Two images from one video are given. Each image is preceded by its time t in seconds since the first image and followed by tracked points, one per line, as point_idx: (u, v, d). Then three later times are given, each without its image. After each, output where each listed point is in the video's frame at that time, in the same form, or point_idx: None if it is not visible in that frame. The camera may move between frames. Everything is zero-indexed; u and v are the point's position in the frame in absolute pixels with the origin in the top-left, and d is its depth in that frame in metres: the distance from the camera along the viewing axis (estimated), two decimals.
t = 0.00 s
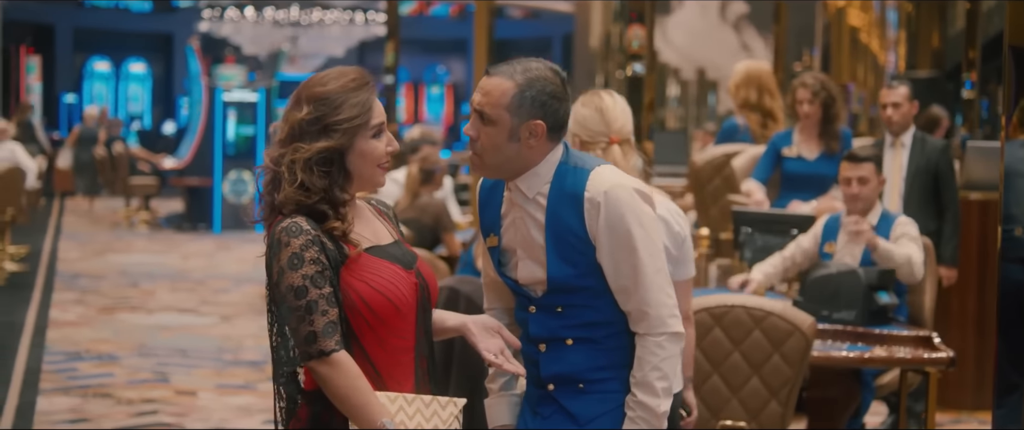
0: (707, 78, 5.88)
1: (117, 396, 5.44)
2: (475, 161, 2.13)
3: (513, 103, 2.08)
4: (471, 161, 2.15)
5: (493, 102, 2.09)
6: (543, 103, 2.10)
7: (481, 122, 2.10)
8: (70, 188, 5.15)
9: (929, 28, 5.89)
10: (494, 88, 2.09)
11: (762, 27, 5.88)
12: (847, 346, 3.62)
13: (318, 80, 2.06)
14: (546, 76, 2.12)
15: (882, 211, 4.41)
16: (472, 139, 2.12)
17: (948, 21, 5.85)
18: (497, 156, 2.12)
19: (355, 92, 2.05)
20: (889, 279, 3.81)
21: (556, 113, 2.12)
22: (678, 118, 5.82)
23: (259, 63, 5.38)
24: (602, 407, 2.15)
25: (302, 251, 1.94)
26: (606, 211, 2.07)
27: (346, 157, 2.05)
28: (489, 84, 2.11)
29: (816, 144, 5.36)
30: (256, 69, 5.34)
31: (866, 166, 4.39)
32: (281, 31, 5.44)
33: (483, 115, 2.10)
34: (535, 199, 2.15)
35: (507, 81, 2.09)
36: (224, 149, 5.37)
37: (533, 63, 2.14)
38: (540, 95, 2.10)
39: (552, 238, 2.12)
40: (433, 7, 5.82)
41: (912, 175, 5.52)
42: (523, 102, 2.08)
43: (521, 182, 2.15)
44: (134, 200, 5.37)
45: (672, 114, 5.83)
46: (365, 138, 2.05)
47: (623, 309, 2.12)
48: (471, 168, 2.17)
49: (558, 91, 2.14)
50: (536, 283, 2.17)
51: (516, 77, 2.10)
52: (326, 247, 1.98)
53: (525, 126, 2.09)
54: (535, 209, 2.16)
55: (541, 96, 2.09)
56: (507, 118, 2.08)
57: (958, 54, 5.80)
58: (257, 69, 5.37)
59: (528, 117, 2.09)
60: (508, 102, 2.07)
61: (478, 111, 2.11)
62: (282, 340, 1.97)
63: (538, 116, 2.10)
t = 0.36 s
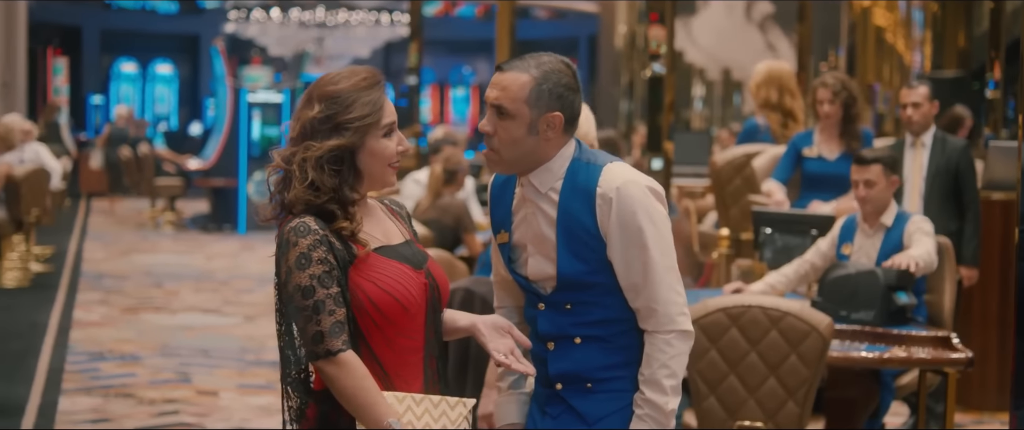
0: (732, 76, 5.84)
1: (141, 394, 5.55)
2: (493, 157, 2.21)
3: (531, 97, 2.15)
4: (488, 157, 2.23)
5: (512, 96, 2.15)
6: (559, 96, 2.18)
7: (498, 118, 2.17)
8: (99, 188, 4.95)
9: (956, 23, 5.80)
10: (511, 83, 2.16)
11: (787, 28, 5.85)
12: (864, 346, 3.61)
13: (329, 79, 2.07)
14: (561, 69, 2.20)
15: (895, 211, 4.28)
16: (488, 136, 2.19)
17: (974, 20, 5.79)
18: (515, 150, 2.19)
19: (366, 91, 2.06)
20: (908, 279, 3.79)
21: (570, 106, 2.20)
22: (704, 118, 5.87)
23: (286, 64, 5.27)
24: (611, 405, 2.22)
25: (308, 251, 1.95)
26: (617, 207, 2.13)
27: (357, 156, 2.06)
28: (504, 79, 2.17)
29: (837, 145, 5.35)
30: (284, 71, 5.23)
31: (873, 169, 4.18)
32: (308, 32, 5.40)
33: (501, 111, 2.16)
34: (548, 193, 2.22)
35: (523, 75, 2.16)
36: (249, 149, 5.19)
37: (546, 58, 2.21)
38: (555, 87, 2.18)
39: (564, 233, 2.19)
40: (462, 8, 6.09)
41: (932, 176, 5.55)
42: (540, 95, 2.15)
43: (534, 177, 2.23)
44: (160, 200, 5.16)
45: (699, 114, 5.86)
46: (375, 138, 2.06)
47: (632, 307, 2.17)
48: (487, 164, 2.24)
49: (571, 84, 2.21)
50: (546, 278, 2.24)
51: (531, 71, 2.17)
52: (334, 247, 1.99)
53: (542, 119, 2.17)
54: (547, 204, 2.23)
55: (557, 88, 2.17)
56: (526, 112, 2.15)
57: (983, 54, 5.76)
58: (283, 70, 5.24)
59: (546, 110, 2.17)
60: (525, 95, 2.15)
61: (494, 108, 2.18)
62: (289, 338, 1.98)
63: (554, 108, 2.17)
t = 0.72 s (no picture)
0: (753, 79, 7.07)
1: (159, 396, 5.55)
2: (506, 155, 2.15)
3: (530, 92, 2.09)
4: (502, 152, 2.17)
5: (512, 93, 2.10)
6: (559, 87, 2.10)
7: (505, 115, 2.12)
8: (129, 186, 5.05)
9: (977, 24, 6.23)
10: (511, 80, 2.11)
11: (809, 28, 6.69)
12: (879, 347, 3.60)
13: (339, 80, 2.06)
14: (563, 62, 2.13)
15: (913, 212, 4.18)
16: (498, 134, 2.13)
17: (996, 22, 6.16)
18: (524, 145, 2.13)
19: (377, 91, 2.04)
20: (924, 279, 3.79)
21: (580, 96, 2.14)
22: (725, 118, 7.06)
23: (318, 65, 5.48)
24: (618, 405, 2.15)
25: (319, 252, 1.94)
26: (630, 201, 2.08)
27: (369, 155, 2.03)
28: (508, 77, 2.12)
29: (854, 145, 5.32)
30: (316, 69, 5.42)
31: (875, 171, 4.13)
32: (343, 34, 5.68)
33: (505, 109, 2.11)
34: (561, 186, 2.18)
35: (521, 71, 2.11)
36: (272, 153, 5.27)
37: (549, 51, 2.15)
38: (555, 80, 2.11)
39: (576, 229, 2.14)
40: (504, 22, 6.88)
41: (950, 174, 5.38)
42: (539, 89, 2.09)
43: (548, 171, 2.18)
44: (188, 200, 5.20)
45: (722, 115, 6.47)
46: (387, 137, 2.04)
47: (640, 303, 2.12)
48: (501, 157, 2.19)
49: (573, 74, 2.13)
50: (555, 273, 2.18)
51: (530, 66, 2.11)
52: (345, 249, 1.97)
53: (546, 112, 2.11)
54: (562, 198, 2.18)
55: (557, 80, 2.10)
56: (528, 109, 2.10)
57: (1004, 57, 6.10)
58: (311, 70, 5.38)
59: (547, 104, 2.10)
60: (525, 91, 2.09)
61: (500, 105, 2.13)
62: (299, 339, 1.98)
63: (557, 101, 2.11)
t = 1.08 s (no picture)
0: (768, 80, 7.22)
1: (172, 398, 5.56)
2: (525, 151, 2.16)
3: (541, 86, 2.08)
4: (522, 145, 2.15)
5: (522, 88, 2.09)
6: (569, 79, 2.08)
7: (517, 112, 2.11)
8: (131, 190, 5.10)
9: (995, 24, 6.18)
10: (521, 76, 2.10)
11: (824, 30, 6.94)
12: (888, 349, 3.59)
13: (346, 81, 2.04)
14: (573, 54, 2.10)
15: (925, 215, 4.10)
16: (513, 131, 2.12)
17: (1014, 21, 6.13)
18: (539, 140, 2.12)
19: (384, 94, 2.03)
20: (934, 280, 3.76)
21: (591, 88, 2.11)
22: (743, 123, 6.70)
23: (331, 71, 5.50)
24: (630, 405, 2.15)
25: (322, 256, 1.93)
26: (655, 186, 2.09)
27: (376, 158, 2.02)
28: (519, 73, 2.11)
29: (867, 148, 5.31)
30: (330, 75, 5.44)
31: (888, 173, 4.10)
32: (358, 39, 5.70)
33: (517, 105, 2.10)
34: (586, 179, 2.15)
35: (531, 66, 2.09)
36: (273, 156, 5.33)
37: (561, 45, 2.12)
38: (564, 71, 2.08)
39: (600, 219, 2.12)
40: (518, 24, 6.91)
41: (962, 177, 5.35)
42: (549, 82, 2.07)
43: (571, 165, 2.15)
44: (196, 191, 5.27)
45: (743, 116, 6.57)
46: (394, 140, 2.03)
47: (656, 291, 2.12)
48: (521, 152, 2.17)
49: (584, 66, 2.11)
50: (571, 267, 2.16)
51: (539, 60, 2.09)
52: (348, 252, 1.97)
53: (557, 105, 2.08)
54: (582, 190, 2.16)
55: (566, 72, 2.08)
56: (539, 103, 2.08)
57: None
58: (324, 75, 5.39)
59: (558, 96, 2.08)
60: (536, 85, 2.08)
61: (513, 101, 2.11)
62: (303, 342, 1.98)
63: (568, 93, 2.08)
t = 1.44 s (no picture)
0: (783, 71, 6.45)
1: (186, 401, 5.56)
2: (522, 161, 2.09)
3: (549, 102, 2.05)
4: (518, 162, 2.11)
5: (531, 104, 2.06)
6: (578, 98, 2.06)
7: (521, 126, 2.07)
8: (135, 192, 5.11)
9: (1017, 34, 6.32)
10: (530, 91, 2.07)
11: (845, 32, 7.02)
12: (900, 353, 3.59)
13: (354, 85, 2.01)
14: (583, 74, 2.08)
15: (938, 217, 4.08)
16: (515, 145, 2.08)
17: None
18: (538, 157, 2.08)
19: (391, 97, 2.00)
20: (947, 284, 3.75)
21: (596, 107, 2.08)
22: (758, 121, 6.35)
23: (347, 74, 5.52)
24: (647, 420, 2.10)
25: (328, 259, 1.89)
26: (661, 201, 2.06)
27: (383, 161, 1.99)
28: (526, 88, 2.08)
29: (881, 150, 5.30)
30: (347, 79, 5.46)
31: (901, 176, 4.07)
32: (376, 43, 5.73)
33: (522, 119, 2.06)
34: (589, 197, 2.12)
35: (540, 81, 2.06)
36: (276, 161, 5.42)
37: (571, 62, 2.10)
38: (574, 90, 2.06)
39: (608, 235, 2.09)
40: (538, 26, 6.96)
41: (977, 180, 5.34)
42: (559, 99, 2.05)
43: (573, 182, 2.12)
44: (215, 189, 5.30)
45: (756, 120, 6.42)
46: (402, 144, 2.00)
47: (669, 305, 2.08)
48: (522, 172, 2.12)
49: (594, 86, 2.09)
50: (582, 286, 2.12)
51: (550, 77, 2.07)
52: (354, 256, 1.92)
53: (564, 123, 2.05)
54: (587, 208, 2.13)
55: (576, 92, 2.06)
56: (546, 119, 2.05)
57: None
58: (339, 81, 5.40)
59: (566, 114, 2.05)
60: (544, 101, 2.05)
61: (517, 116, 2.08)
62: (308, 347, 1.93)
63: (575, 113, 2.06)
